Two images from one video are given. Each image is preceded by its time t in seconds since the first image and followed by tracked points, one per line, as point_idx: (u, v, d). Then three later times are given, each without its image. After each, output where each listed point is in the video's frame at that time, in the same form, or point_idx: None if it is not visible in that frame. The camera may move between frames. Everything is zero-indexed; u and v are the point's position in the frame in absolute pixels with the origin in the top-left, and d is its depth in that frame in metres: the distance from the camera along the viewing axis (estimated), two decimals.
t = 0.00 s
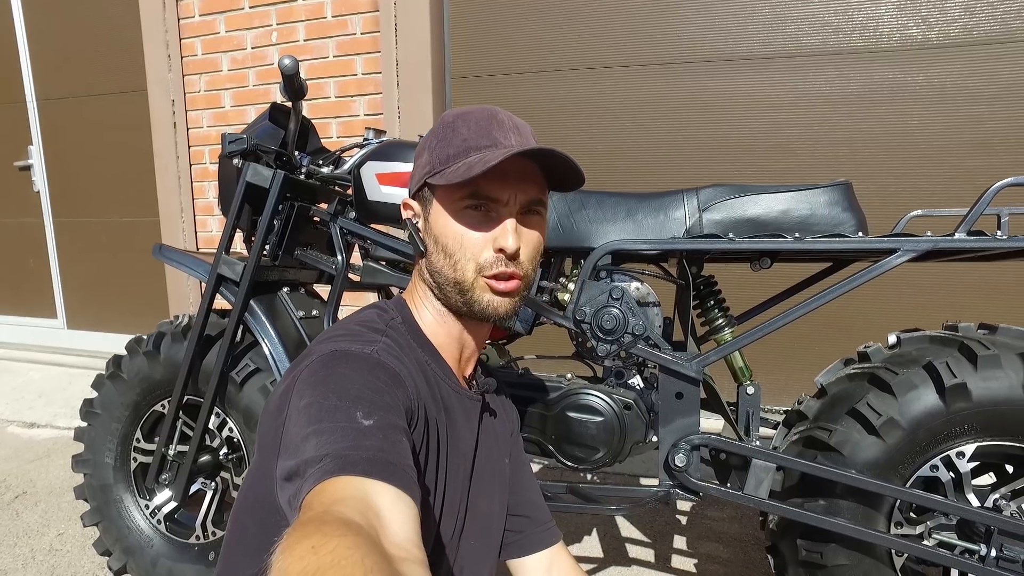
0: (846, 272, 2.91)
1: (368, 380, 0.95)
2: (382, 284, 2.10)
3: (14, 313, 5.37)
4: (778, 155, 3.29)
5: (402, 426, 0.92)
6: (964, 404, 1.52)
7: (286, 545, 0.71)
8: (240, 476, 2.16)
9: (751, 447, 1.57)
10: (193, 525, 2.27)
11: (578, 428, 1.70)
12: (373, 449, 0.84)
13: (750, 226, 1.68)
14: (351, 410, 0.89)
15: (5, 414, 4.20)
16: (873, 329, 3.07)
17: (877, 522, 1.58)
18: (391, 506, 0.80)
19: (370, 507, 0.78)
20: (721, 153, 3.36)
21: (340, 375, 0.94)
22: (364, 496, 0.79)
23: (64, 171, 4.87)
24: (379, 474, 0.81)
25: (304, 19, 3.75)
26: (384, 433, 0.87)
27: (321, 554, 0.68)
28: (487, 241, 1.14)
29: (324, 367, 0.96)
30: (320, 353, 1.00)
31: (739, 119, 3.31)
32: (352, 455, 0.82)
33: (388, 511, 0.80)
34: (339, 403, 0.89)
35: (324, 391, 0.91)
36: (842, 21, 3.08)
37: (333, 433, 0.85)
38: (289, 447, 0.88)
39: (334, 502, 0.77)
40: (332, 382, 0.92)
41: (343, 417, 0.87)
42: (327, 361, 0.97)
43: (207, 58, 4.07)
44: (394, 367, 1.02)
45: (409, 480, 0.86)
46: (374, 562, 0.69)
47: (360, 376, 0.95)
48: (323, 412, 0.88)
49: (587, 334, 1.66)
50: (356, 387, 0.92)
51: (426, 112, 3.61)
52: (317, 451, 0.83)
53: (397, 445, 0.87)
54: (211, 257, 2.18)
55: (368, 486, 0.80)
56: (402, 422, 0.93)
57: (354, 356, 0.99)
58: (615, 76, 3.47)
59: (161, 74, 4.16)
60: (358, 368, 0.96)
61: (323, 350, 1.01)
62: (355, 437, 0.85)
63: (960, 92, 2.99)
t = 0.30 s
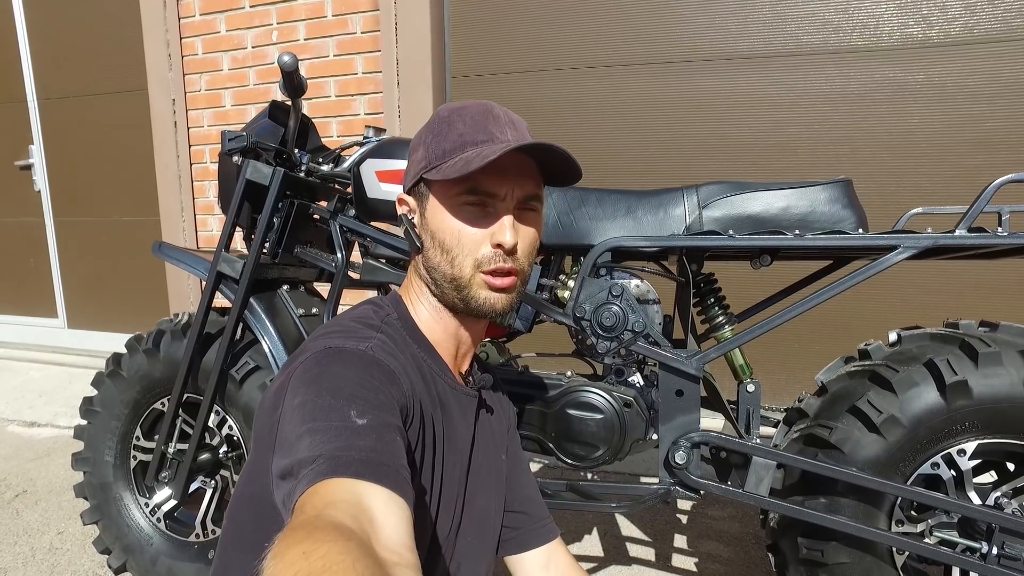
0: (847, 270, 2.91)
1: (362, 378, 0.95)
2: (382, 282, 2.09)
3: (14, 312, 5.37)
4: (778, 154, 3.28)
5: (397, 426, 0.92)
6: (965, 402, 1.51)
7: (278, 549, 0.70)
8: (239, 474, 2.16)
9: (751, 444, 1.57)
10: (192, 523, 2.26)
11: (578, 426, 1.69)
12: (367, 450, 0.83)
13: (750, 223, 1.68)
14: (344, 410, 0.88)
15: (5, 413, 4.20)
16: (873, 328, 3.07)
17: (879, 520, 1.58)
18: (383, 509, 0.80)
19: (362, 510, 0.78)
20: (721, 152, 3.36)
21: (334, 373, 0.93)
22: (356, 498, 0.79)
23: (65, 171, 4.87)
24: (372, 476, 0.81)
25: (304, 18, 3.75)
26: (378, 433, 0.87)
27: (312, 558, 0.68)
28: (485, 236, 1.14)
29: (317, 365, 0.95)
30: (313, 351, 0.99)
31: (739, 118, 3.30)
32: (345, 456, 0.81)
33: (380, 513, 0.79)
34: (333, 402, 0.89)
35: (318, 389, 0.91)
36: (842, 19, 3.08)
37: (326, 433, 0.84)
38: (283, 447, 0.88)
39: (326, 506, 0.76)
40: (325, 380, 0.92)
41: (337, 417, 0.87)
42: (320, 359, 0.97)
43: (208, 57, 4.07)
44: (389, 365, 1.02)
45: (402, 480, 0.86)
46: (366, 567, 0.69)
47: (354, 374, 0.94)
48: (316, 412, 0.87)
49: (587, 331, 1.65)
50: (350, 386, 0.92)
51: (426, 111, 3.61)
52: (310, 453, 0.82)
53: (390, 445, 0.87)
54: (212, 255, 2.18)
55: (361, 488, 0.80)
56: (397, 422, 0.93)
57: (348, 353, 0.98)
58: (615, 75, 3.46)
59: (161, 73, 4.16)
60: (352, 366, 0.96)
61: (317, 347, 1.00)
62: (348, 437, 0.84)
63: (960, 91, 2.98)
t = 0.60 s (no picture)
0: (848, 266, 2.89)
1: (353, 386, 0.91)
2: (381, 278, 2.07)
3: (13, 311, 5.36)
4: (781, 151, 3.26)
5: (387, 439, 0.89)
6: (972, 398, 1.49)
7: None
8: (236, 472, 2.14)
9: (754, 441, 1.55)
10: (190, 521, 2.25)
11: (579, 422, 1.67)
12: (350, 473, 0.80)
13: (753, 217, 1.66)
14: (332, 424, 0.85)
15: (5, 411, 4.19)
16: (877, 326, 3.04)
17: (883, 517, 1.56)
18: (361, 543, 0.77)
19: (339, 544, 0.75)
20: (723, 149, 3.34)
21: (324, 381, 0.91)
22: (334, 531, 0.76)
23: (64, 168, 4.86)
24: (354, 504, 0.78)
25: (304, 14, 3.73)
26: (365, 452, 0.84)
27: None
28: (516, 227, 1.15)
29: (309, 371, 0.93)
30: (306, 354, 0.96)
31: (742, 114, 3.28)
32: (327, 480, 0.78)
33: (360, 546, 0.76)
34: (321, 414, 0.86)
35: (308, 398, 0.88)
36: (845, 15, 3.06)
37: (311, 449, 0.82)
38: (271, 458, 0.85)
39: (301, 539, 0.73)
40: (316, 389, 0.89)
41: (323, 433, 0.84)
42: (311, 363, 0.94)
43: (207, 54, 4.05)
44: (384, 369, 0.99)
45: (386, 504, 0.83)
46: None
47: (345, 382, 0.91)
48: (303, 426, 0.85)
49: (588, 327, 1.63)
50: (341, 396, 0.89)
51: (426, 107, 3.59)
52: (292, 473, 0.80)
53: (377, 465, 0.84)
54: (209, 250, 2.16)
55: (341, 516, 0.77)
56: (387, 434, 0.90)
57: (341, 357, 0.95)
58: (616, 71, 3.44)
59: (161, 70, 4.15)
60: (344, 372, 0.93)
61: (309, 350, 0.97)
62: (333, 456, 0.81)
63: (964, 86, 2.96)
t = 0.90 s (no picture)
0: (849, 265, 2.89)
1: (341, 402, 0.89)
2: (379, 275, 2.05)
3: (13, 310, 5.35)
4: (783, 149, 3.24)
5: (373, 463, 0.86)
6: (978, 397, 1.47)
7: None
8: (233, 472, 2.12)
9: (756, 441, 1.53)
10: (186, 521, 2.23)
11: (578, 422, 1.65)
12: (330, 508, 0.78)
13: (754, 213, 1.63)
14: (315, 448, 0.83)
15: (4, 410, 4.18)
16: (880, 325, 3.02)
17: (888, 519, 1.54)
18: None
19: None
20: (725, 147, 3.31)
21: (310, 398, 0.88)
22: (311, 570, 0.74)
23: (64, 168, 4.85)
24: (333, 545, 0.75)
25: (304, 13, 3.72)
26: (348, 479, 0.81)
27: None
28: (517, 221, 1.13)
29: (295, 384, 0.90)
30: (294, 363, 0.94)
31: (744, 112, 3.26)
32: (306, 518, 0.76)
33: None
34: (305, 436, 0.84)
35: (293, 415, 0.86)
36: (848, 12, 3.03)
37: (293, 475, 0.80)
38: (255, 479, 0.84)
39: None
40: (301, 405, 0.87)
41: (305, 460, 0.82)
42: (299, 375, 0.91)
43: (207, 53, 4.04)
44: (374, 378, 0.96)
45: (367, 541, 0.80)
46: None
47: (332, 398, 0.88)
48: (286, 451, 0.82)
49: (587, 325, 1.60)
50: (326, 414, 0.87)
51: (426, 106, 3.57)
52: (272, 507, 0.78)
53: (360, 496, 0.81)
54: (206, 248, 2.14)
55: (317, 560, 0.74)
56: (374, 456, 0.87)
57: (329, 368, 0.92)
58: (617, 69, 3.42)
59: (161, 69, 4.14)
60: (331, 386, 0.90)
61: (298, 358, 0.95)
62: (314, 486, 0.79)
63: (969, 84, 2.93)
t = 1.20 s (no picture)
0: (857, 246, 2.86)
1: (343, 394, 0.83)
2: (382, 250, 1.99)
3: (14, 301, 5.32)
4: (792, 133, 3.19)
5: (378, 467, 0.82)
6: (1003, 365, 1.42)
7: None
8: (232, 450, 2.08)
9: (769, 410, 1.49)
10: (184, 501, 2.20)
11: (586, 392, 1.61)
12: (330, 533, 0.75)
13: (768, 179, 1.58)
14: (315, 455, 0.79)
15: (4, 399, 4.15)
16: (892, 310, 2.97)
17: (908, 492, 1.49)
18: None
19: None
20: (733, 131, 3.27)
21: (310, 391, 0.82)
22: None
23: (66, 156, 4.82)
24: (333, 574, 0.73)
25: None
26: (349, 489, 0.78)
27: None
28: (530, 168, 1.08)
29: (295, 370, 0.84)
30: (293, 342, 0.87)
31: (752, 95, 3.20)
32: (304, 547, 0.73)
33: None
34: (303, 438, 0.80)
35: (290, 409, 0.81)
36: None
37: (292, 482, 0.77)
38: (254, 477, 0.80)
39: None
40: (299, 398, 0.82)
41: (305, 469, 0.78)
42: (298, 359, 0.85)
43: (209, 39, 4.00)
44: (380, 358, 0.90)
45: (370, 561, 0.78)
46: None
47: (333, 389, 0.83)
48: (284, 458, 0.78)
49: (596, 292, 1.56)
50: (325, 410, 0.81)
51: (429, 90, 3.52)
52: (271, 524, 0.75)
53: (362, 506, 0.79)
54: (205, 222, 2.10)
55: None
56: (378, 457, 0.83)
57: (330, 352, 0.86)
58: (622, 53, 3.37)
59: (162, 56, 4.10)
60: (332, 374, 0.84)
61: (297, 336, 0.88)
62: (314, 497, 0.76)
63: (983, 64, 2.87)
